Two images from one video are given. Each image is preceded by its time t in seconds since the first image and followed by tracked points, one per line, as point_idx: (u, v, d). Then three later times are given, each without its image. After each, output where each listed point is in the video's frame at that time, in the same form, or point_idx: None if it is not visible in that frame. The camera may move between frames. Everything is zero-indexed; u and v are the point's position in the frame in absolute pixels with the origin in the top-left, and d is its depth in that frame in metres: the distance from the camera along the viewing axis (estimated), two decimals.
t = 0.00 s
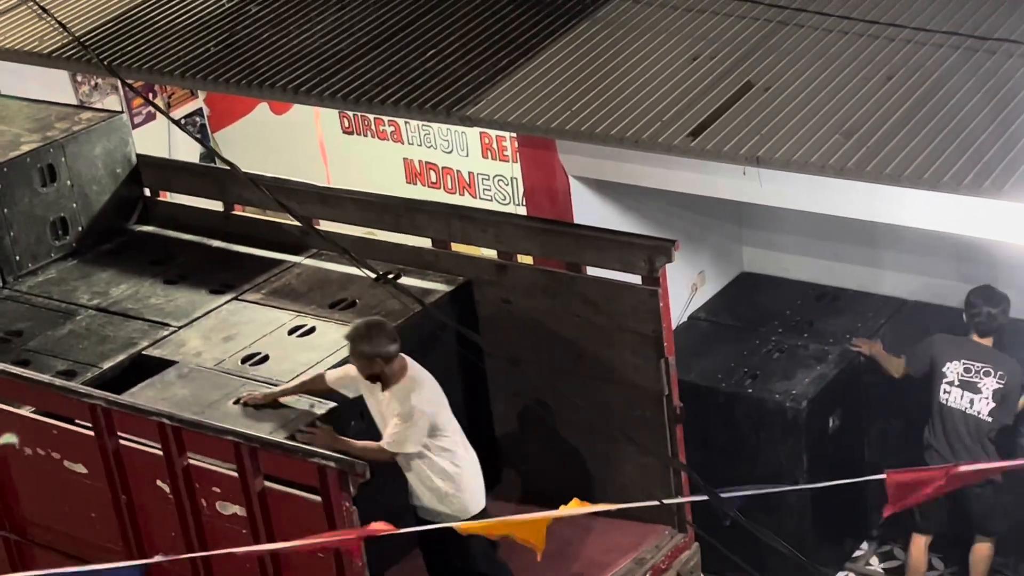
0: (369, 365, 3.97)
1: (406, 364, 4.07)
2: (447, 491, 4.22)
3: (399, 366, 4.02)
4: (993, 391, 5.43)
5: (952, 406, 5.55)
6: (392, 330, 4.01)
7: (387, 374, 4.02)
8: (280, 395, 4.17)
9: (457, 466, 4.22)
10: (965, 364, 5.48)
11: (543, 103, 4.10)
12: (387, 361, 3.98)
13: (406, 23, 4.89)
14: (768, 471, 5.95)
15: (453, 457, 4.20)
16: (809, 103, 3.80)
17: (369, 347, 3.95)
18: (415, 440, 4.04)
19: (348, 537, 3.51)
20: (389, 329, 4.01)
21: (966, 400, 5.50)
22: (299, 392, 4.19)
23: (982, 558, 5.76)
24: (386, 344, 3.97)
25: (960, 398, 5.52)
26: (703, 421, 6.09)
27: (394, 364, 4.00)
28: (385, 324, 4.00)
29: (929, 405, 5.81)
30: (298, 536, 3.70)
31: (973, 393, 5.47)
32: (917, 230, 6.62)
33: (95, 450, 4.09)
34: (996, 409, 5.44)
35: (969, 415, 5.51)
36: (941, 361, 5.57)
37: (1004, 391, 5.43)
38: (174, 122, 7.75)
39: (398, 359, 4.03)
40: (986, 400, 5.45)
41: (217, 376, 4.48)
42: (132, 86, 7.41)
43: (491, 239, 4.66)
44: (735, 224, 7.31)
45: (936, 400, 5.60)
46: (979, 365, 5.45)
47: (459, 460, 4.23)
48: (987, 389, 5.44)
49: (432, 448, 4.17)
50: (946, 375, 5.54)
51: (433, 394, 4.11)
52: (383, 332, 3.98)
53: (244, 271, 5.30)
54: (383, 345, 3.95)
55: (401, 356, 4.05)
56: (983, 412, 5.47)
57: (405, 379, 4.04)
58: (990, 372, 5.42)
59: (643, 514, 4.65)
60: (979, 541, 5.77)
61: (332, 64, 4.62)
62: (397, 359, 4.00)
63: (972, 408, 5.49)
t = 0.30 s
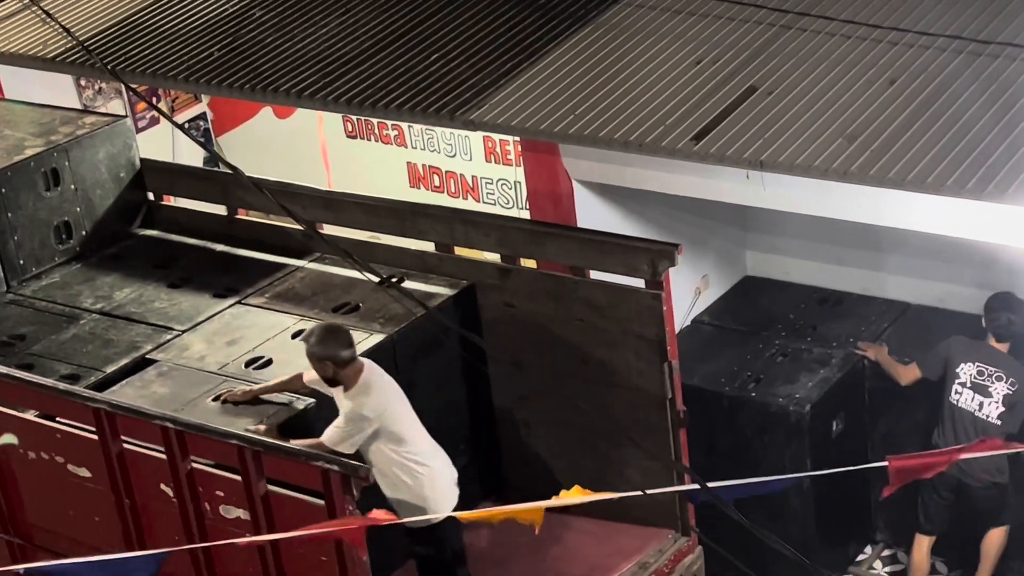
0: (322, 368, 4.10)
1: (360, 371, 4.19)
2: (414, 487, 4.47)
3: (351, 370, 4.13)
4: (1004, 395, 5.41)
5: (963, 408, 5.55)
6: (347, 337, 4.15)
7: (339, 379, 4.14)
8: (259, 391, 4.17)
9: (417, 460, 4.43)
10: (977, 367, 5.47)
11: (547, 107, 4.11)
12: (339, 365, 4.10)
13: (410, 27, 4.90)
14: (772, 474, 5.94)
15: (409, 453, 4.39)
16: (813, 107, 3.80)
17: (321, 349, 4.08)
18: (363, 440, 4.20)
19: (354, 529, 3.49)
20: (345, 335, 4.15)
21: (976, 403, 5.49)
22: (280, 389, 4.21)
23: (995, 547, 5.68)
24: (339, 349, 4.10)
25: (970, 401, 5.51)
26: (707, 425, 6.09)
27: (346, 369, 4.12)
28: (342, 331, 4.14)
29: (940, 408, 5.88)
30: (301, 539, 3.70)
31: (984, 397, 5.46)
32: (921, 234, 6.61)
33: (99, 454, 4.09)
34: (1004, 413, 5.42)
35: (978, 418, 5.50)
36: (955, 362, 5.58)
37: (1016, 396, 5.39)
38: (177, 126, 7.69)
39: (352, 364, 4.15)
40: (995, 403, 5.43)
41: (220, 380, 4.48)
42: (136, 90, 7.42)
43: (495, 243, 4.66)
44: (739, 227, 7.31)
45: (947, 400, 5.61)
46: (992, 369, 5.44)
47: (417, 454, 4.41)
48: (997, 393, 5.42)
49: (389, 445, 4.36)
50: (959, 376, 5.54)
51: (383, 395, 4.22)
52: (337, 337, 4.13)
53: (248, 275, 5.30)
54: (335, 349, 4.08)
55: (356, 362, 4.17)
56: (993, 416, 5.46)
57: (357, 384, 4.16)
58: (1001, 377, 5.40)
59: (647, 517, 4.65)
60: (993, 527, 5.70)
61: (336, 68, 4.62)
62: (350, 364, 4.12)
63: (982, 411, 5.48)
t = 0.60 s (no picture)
0: (304, 380, 4.14)
1: (344, 385, 4.16)
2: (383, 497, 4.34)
3: (330, 382, 4.12)
4: (1007, 401, 5.38)
5: (965, 414, 5.52)
6: (330, 350, 4.16)
7: (321, 392, 4.14)
8: (257, 399, 4.23)
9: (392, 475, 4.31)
10: (980, 373, 5.44)
11: (551, 114, 4.10)
12: (319, 376, 4.11)
13: (414, 35, 4.90)
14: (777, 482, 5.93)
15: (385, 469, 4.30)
16: (817, 114, 3.80)
17: (300, 360, 4.13)
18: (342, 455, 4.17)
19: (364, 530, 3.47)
20: (327, 348, 4.16)
21: (979, 409, 5.46)
22: (282, 396, 4.27)
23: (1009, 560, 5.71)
24: (318, 360, 4.11)
25: (974, 407, 5.48)
26: (711, 433, 6.08)
27: (326, 380, 4.11)
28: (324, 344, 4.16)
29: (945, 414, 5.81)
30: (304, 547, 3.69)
31: (987, 403, 5.43)
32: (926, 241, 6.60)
33: (103, 461, 4.09)
34: (1008, 418, 5.38)
35: (981, 425, 5.47)
36: (956, 369, 5.56)
37: (1019, 401, 5.36)
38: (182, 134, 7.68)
39: (333, 377, 4.13)
40: (998, 410, 5.40)
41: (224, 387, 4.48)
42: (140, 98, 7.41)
43: (499, 250, 4.66)
44: (743, 235, 7.31)
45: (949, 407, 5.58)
46: (995, 375, 5.41)
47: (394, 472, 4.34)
48: (1000, 400, 5.39)
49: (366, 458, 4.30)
50: (961, 384, 5.51)
51: (367, 411, 4.19)
52: (319, 349, 4.15)
53: (252, 283, 5.30)
54: (313, 360, 4.10)
55: (339, 375, 4.15)
56: (996, 422, 5.42)
57: (337, 397, 4.13)
58: (1004, 384, 5.37)
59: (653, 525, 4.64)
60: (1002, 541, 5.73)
61: (340, 76, 4.63)
62: (329, 376, 4.11)
63: (985, 417, 5.45)
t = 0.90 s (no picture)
0: (300, 393, 4.10)
1: (341, 400, 4.10)
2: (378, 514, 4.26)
3: (325, 399, 4.07)
4: (1012, 413, 5.36)
5: (970, 428, 5.50)
6: (325, 363, 4.08)
7: (318, 406, 4.10)
8: (258, 410, 4.24)
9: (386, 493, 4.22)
10: (983, 386, 5.42)
11: (555, 125, 4.11)
12: (314, 392, 4.06)
13: (418, 46, 4.91)
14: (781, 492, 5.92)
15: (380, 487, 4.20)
16: (820, 125, 3.81)
17: (295, 374, 4.06)
18: (338, 473, 4.05)
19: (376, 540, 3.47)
20: (322, 361, 4.08)
21: (984, 422, 5.45)
22: (285, 408, 4.27)
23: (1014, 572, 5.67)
24: (312, 374, 4.05)
25: (978, 420, 5.47)
26: (715, 443, 6.08)
27: (321, 396, 4.07)
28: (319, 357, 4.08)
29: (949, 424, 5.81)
30: (308, 557, 3.69)
31: (991, 416, 5.42)
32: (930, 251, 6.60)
33: (107, 472, 4.09)
34: (1013, 431, 5.37)
35: (987, 438, 5.46)
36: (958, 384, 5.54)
37: None
38: (186, 146, 7.64)
39: (330, 392, 4.08)
40: (1004, 422, 5.39)
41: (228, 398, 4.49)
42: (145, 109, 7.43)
43: (503, 261, 4.66)
44: (747, 245, 7.31)
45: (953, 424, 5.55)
46: (998, 388, 5.39)
47: (388, 490, 4.21)
48: (1005, 412, 5.37)
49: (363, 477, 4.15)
50: (965, 398, 5.50)
51: (360, 428, 4.08)
52: (312, 362, 4.07)
53: (256, 293, 5.31)
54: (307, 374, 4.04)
55: (335, 390, 4.09)
56: (1003, 434, 5.41)
57: (333, 413, 4.07)
58: (1009, 396, 5.35)
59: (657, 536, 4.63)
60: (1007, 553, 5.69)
61: (344, 87, 4.64)
62: (324, 392, 4.06)
63: (990, 430, 5.43)
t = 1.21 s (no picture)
0: (296, 399, 4.11)
1: (335, 409, 4.10)
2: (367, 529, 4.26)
3: (320, 407, 4.07)
4: None
5: (988, 444, 5.43)
6: (322, 370, 4.10)
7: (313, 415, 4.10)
8: (259, 417, 4.24)
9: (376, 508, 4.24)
10: (1001, 401, 5.35)
11: (558, 135, 4.11)
12: (309, 398, 4.07)
13: (421, 56, 4.92)
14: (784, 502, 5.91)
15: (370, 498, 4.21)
16: (823, 135, 3.81)
17: (292, 379, 4.08)
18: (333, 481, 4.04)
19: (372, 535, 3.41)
20: (320, 368, 4.10)
21: (1002, 438, 5.37)
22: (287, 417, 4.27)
23: None
24: (308, 380, 4.07)
25: (996, 436, 5.40)
26: (718, 453, 6.07)
27: (316, 405, 4.07)
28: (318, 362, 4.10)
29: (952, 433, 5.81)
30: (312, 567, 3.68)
31: (1009, 432, 5.34)
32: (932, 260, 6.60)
33: (111, 482, 4.09)
34: None
35: (1005, 453, 5.39)
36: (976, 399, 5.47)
37: None
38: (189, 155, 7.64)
39: (325, 401, 4.08)
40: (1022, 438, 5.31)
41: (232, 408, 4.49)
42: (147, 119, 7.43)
43: (506, 270, 4.66)
44: (749, 254, 7.31)
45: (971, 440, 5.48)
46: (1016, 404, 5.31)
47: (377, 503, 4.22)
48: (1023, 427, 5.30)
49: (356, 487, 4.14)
50: (982, 413, 5.43)
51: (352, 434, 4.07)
52: (310, 368, 4.09)
53: (259, 303, 5.31)
54: (303, 380, 4.05)
55: (331, 399, 4.09)
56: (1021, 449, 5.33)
57: (326, 422, 4.06)
58: None
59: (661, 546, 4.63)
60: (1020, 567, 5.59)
61: (347, 97, 4.64)
62: (319, 400, 4.06)
63: (1008, 445, 5.36)
